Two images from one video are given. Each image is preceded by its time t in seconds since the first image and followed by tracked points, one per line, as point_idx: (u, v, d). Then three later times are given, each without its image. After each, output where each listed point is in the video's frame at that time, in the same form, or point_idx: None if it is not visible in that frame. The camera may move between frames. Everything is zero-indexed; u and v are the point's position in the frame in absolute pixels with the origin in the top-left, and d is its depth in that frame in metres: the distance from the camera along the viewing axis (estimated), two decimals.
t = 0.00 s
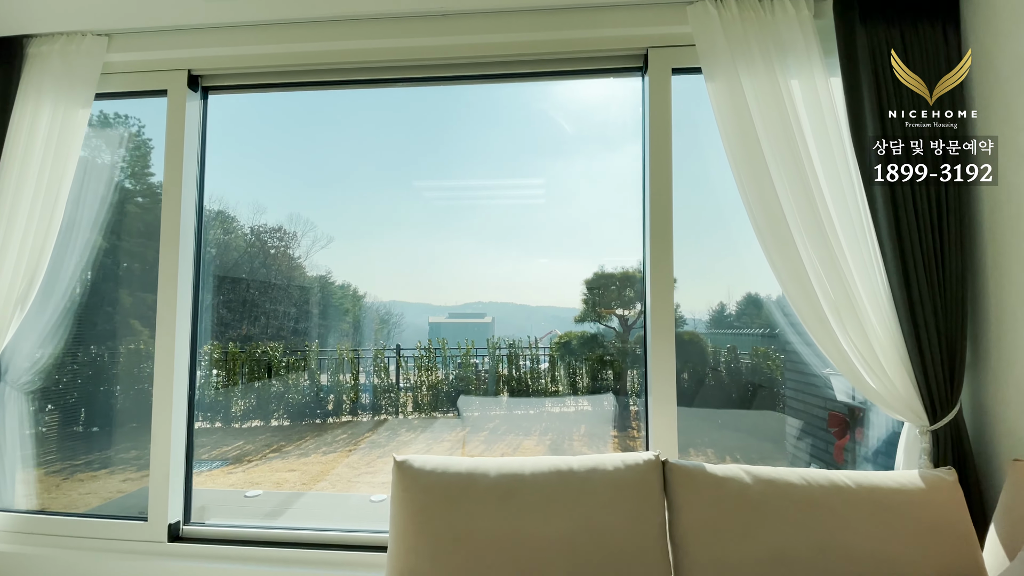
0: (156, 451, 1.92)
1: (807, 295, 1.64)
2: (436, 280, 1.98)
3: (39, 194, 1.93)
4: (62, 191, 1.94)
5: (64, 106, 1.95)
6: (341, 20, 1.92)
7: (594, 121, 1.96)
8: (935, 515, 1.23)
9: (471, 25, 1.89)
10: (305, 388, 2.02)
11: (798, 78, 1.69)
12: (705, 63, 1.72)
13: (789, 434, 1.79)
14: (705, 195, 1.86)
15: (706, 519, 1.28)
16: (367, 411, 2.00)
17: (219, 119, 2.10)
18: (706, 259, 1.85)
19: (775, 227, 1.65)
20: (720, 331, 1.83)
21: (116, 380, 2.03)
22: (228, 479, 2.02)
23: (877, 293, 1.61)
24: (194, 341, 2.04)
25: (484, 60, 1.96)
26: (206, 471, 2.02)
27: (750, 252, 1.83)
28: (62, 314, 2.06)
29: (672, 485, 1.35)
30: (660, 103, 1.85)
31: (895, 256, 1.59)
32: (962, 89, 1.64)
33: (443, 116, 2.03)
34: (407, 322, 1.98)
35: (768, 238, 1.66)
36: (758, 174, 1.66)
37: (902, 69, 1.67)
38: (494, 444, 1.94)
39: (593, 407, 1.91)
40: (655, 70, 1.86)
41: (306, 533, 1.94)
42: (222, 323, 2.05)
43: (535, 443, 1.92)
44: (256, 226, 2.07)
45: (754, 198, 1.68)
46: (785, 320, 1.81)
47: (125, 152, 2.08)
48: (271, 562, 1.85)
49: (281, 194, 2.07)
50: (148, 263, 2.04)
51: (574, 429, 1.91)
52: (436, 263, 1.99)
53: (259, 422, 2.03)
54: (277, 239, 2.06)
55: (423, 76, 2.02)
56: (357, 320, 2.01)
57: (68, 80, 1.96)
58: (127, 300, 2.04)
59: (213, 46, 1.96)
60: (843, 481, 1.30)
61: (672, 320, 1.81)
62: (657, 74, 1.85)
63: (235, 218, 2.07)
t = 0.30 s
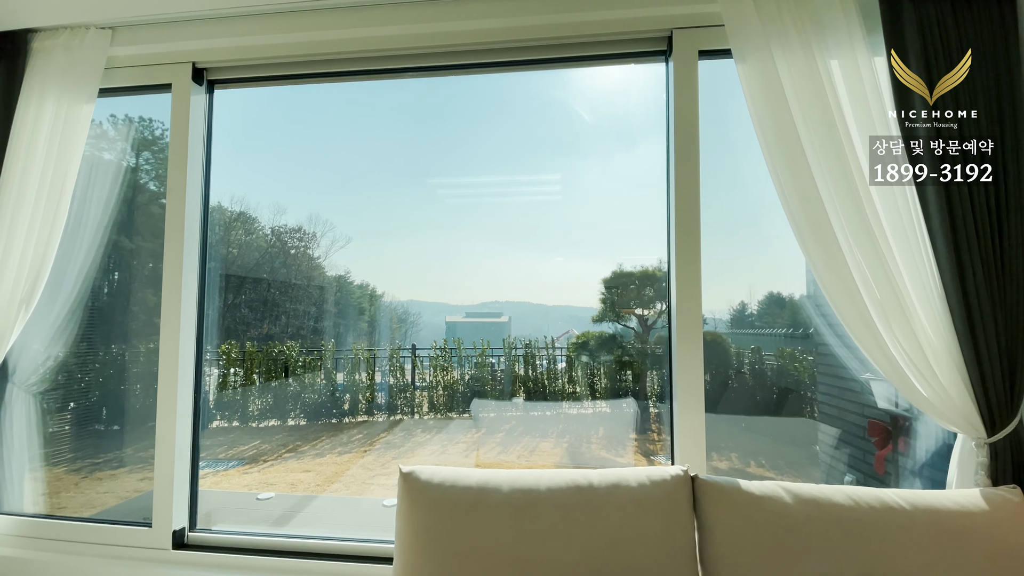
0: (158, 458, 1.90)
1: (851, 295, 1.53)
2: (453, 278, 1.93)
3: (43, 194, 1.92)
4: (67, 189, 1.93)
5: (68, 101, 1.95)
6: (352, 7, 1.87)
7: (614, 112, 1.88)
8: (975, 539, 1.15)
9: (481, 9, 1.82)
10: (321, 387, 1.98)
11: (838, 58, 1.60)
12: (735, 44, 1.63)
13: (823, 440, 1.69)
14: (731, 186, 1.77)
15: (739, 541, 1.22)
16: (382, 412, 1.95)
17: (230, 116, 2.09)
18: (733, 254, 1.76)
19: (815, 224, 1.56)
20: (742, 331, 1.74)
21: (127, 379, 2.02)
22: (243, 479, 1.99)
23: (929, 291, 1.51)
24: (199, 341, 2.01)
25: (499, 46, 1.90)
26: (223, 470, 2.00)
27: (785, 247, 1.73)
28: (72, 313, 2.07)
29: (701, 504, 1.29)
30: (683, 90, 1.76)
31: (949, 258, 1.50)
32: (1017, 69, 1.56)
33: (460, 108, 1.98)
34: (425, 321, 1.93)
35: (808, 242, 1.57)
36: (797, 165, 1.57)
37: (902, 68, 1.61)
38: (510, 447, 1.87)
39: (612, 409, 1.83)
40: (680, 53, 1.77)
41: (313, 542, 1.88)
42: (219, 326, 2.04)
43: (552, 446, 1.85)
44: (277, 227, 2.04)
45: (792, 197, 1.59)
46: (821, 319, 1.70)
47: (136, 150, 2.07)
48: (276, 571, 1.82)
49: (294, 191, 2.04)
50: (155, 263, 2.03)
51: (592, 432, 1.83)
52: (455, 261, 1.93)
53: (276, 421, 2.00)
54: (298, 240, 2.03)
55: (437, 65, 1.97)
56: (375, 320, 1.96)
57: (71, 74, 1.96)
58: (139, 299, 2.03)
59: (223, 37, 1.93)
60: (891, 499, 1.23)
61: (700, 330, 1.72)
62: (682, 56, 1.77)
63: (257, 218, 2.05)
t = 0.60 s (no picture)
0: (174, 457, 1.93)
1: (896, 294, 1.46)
2: (474, 277, 1.90)
3: (63, 198, 1.96)
4: (84, 192, 1.96)
5: (86, 104, 1.98)
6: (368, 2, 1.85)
7: (635, 106, 1.82)
8: None
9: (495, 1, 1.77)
10: (341, 387, 1.97)
11: (879, 41, 1.53)
12: (767, 32, 1.60)
13: (858, 447, 1.60)
14: (761, 179, 1.69)
15: (773, 562, 1.15)
16: (402, 412, 1.93)
17: (248, 116, 2.10)
18: (763, 250, 1.68)
19: (854, 222, 1.50)
20: (768, 332, 1.66)
21: (147, 378, 2.05)
22: (264, 478, 1.99)
23: (982, 291, 1.42)
24: (215, 339, 2.03)
25: (516, 38, 1.85)
26: (246, 469, 2.00)
27: (821, 243, 1.65)
28: (92, 314, 2.11)
29: (733, 521, 1.23)
30: (708, 80, 1.70)
31: (1005, 261, 1.40)
32: None
33: (479, 104, 1.95)
34: (446, 322, 1.90)
35: (851, 246, 1.51)
36: (833, 161, 1.52)
37: (902, 68, 1.52)
38: (529, 449, 1.83)
39: (634, 412, 1.77)
40: (706, 41, 1.70)
41: (331, 547, 1.88)
42: (244, 325, 2.05)
43: (572, 449, 1.80)
44: (300, 228, 2.04)
45: (832, 199, 1.53)
46: (859, 319, 1.61)
47: (157, 152, 2.10)
48: None
49: (313, 191, 2.04)
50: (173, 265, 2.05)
51: (614, 435, 1.78)
52: (474, 260, 1.90)
53: (297, 421, 1.99)
54: (320, 242, 2.02)
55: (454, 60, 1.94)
56: (396, 319, 1.94)
57: (88, 77, 1.99)
58: (158, 301, 2.06)
59: (241, 36, 1.93)
60: (943, 519, 1.16)
61: (729, 332, 1.65)
62: (708, 45, 1.70)
63: (280, 220, 2.05)
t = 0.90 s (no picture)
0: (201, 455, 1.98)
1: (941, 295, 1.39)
2: (496, 277, 1.88)
3: (94, 202, 2.03)
4: (114, 196, 2.03)
5: (116, 110, 2.05)
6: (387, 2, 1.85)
7: (659, 100, 1.78)
8: None
9: None
10: (366, 385, 1.98)
11: (919, 26, 1.46)
12: (799, 20, 1.54)
13: (895, 453, 1.53)
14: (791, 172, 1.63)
15: None
16: (426, 410, 1.93)
17: (273, 118, 2.13)
18: (795, 247, 1.62)
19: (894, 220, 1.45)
20: (799, 332, 1.60)
21: (177, 376, 2.11)
22: (291, 476, 2.02)
23: None
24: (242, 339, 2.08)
25: (535, 34, 1.83)
26: (274, 466, 2.04)
27: (859, 239, 1.57)
28: (123, 314, 2.17)
29: (764, 533, 1.19)
30: (735, 72, 1.65)
31: None
32: None
33: (500, 102, 1.94)
34: (469, 321, 1.89)
35: (893, 246, 1.46)
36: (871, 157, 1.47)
37: (902, 68, 1.45)
38: (552, 450, 1.81)
39: (660, 414, 1.72)
40: (734, 31, 1.65)
41: (353, 547, 1.90)
42: (273, 324, 2.08)
43: (596, 451, 1.77)
44: (327, 229, 2.06)
45: (871, 197, 1.47)
46: (898, 319, 1.53)
47: (185, 156, 2.16)
48: None
49: (337, 192, 2.05)
50: (199, 266, 2.10)
51: (638, 437, 1.74)
52: (497, 258, 1.89)
53: (323, 419, 2.01)
54: (346, 242, 2.03)
55: (475, 57, 1.93)
56: (420, 319, 1.94)
57: (118, 83, 2.05)
58: (186, 301, 2.11)
59: (264, 39, 1.96)
60: (992, 535, 1.09)
61: (759, 333, 1.59)
62: (736, 35, 1.65)
63: (308, 221, 2.08)
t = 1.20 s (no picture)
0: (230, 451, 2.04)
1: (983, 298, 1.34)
2: (521, 277, 1.88)
3: (130, 207, 2.12)
4: (148, 201, 2.12)
5: (149, 118, 2.12)
6: (407, 4, 1.86)
7: (684, 95, 1.74)
8: None
9: None
10: (393, 384, 2.01)
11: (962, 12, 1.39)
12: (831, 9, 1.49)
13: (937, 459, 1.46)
14: (826, 166, 1.57)
15: None
16: (451, 409, 1.94)
17: (301, 122, 2.18)
18: (830, 244, 1.56)
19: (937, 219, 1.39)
20: (837, 331, 1.54)
21: (211, 374, 2.18)
22: (320, 472, 2.06)
23: None
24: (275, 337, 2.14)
25: (555, 31, 1.81)
26: (304, 462, 2.08)
27: (899, 235, 1.50)
28: (158, 314, 2.26)
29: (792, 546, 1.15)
30: (762, 64, 1.60)
31: None
32: None
33: (522, 100, 1.93)
34: (495, 320, 1.89)
35: (934, 245, 1.40)
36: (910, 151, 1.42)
37: (902, 68, 1.43)
38: (578, 451, 1.79)
39: (689, 415, 1.68)
40: (761, 22, 1.60)
41: (377, 546, 1.92)
42: (304, 323, 2.13)
43: (623, 452, 1.74)
44: (356, 230, 2.09)
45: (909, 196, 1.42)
46: (938, 319, 1.46)
47: (219, 160, 2.22)
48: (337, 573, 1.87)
49: (365, 193, 2.08)
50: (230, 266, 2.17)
51: (666, 439, 1.70)
52: (522, 257, 1.88)
53: (352, 417, 2.05)
54: (375, 243, 2.06)
55: (495, 56, 1.93)
56: (446, 317, 1.95)
57: (150, 93, 2.13)
58: (219, 300, 2.18)
59: (290, 46, 2.01)
60: None
61: (790, 333, 1.54)
62: (763, 26, 1.60)
63: (338, 222, 2.11)
